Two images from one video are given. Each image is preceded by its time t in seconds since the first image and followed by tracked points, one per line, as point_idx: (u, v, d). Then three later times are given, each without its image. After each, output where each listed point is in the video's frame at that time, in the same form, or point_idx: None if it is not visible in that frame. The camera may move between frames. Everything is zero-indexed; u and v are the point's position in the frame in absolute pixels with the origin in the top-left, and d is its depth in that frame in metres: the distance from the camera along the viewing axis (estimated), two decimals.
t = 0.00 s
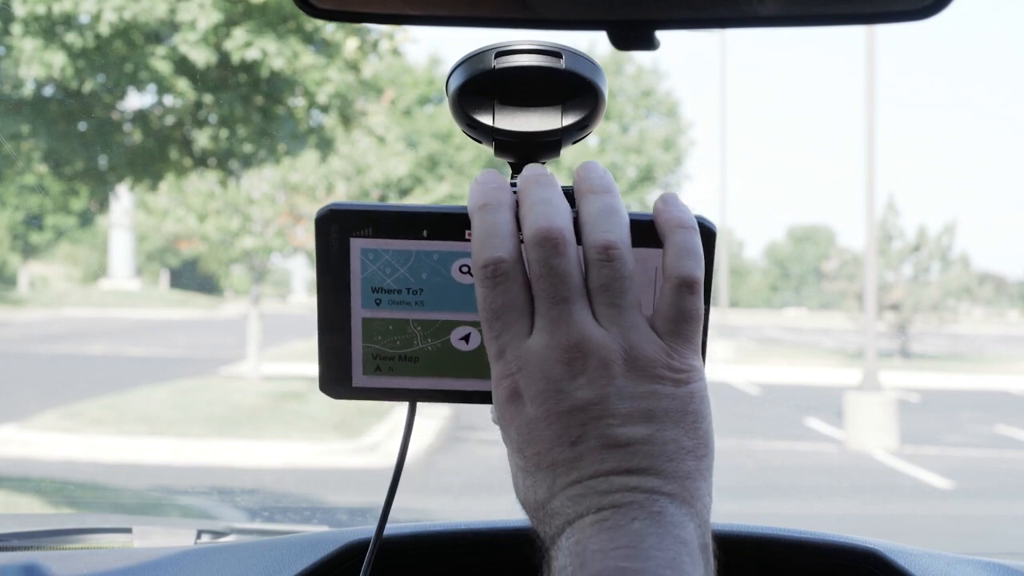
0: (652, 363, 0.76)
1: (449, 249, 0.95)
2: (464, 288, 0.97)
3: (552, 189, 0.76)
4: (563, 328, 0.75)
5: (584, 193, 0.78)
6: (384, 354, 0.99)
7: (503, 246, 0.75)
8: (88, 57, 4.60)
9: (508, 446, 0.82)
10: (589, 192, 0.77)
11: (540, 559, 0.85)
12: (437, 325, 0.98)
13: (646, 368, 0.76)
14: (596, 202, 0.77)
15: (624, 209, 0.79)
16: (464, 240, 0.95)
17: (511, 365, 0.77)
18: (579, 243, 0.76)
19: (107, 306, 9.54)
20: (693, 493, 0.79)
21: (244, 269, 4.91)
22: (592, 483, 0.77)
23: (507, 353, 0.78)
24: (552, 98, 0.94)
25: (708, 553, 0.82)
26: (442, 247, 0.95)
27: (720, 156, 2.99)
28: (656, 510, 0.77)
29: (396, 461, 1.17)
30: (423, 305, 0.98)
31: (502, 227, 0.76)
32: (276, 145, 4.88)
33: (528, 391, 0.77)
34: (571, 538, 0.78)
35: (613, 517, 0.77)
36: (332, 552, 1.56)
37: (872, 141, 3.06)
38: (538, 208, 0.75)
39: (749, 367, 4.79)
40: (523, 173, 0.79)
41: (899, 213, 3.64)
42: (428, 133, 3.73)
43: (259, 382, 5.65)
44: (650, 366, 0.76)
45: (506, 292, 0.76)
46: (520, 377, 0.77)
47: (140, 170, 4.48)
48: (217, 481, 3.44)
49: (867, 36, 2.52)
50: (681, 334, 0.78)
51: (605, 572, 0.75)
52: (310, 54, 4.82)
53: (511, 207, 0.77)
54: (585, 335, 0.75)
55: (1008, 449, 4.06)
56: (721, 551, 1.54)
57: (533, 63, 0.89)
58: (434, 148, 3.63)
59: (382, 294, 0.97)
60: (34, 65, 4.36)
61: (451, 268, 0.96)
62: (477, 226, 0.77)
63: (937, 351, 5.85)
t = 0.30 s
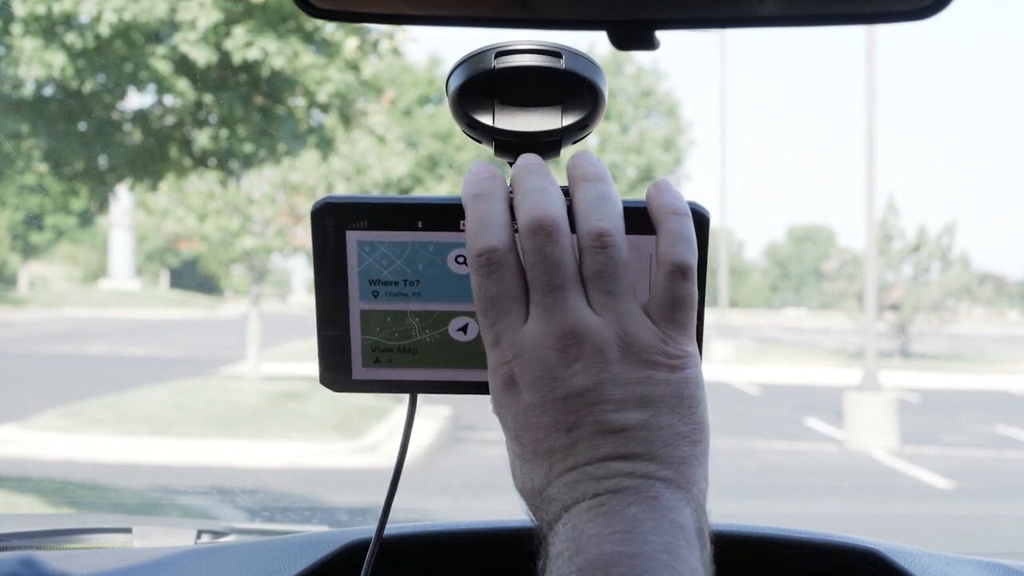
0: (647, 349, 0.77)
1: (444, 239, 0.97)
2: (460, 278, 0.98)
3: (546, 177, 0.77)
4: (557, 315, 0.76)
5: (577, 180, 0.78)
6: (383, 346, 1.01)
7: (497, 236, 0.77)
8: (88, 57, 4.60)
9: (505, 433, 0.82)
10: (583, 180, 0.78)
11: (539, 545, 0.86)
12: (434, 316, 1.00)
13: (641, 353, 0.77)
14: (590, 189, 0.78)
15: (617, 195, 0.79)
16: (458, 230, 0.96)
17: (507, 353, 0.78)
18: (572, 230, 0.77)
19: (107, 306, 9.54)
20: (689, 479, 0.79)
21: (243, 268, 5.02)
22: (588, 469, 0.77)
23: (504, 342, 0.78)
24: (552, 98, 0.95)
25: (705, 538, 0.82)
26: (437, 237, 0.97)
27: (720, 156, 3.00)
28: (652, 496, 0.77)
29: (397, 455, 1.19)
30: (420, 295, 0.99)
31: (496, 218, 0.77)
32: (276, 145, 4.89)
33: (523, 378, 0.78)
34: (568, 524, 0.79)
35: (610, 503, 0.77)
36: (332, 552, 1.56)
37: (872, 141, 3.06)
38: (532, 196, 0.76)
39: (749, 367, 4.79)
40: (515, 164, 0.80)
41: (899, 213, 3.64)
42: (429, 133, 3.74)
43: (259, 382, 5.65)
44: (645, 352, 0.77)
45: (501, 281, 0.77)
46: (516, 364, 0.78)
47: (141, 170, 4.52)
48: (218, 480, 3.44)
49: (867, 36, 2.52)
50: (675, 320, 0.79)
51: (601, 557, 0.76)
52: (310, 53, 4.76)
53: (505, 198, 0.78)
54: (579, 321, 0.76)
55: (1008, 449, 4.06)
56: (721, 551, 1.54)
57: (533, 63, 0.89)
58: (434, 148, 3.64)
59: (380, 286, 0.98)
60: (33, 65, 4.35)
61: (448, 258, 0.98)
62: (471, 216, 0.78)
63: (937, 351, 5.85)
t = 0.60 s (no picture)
0: (645, 342, 0.77)
1: (442, 232, 0.97)
2: (458, 271, 0.99)
3: (544, 171, 0.77)
4: (555, 309, 0.76)
5: (576, 174, 0.78)
6: (383, 338, 1.02)
7: (495, 230, 0.77)
8: (88, 57, 4.61)
9: (504, 427, 0.82)
10: (581, 174, 0.78)
11: (539, 539, 0.86)
12: (434, 308, 1.00)
13: (640, 346, 0.77)
14: (588, 182, 0.77)
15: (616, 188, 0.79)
16: (457, 223, 0.96)
17: (506, 347, 0.79)
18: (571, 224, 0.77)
19: (107, 306, 9.54)
20: (688, 472, 0.79)
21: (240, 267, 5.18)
22: (587, 463, 0.77)
23: (503, 336, 0.79)
24: (552, 98, 0.95)
25: (705, 531, 0.82)
26: (435, 230, 0.97)
27: (720, 156, 3.00)
28: (650, 488, 0.77)
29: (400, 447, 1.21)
30: (419, 288, 0.99)
31: (494, 212, 0.77)
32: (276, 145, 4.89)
33: (522, 372, 0.78)
34: (567, 517, 0.79)
35: (608, 496, 0.77)
36: (332, 552, 1.56)
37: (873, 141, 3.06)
38: (530, 190, 0.76)
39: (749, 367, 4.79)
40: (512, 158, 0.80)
41: (899, 213, 3.63)
42: (428, 133, 3.74)
43: (259, 382, 5.65)
44: (643, 346, 0.77)
45: (499, 275, 0.77)
46: (514, 359, 0.78)
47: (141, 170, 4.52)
48: (217, 481, 3.44)
49: (867, 36, 2.52)
50: (674, 314, 0.79)
51: (600, 551, 0.76)
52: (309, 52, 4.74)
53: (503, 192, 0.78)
54: (578, 316, 0.76)
55: (1008, 449, 4.06)
56: (721, 551, 1.54)
57: (533, 64, 0.89)
58: (434, 148, 3.64)
59: (379, 278, 0.99)
60: (34, 65, 4.35)
61: (446, 251, 0.98)
62: (468, 211, 0.78)
63: (937, 351, 5.85)
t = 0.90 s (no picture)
0: (652, 338, 0.77)
1: (452, 228, 0.97)
2: (468, 266, 0.98)
3: (552, 166, 0.77)
4: (562, 305, 0.76)
5: (584, 169, 0.78)
6: (394, 335, 1.02)
7: (502, 225, 0.77)
8: (88, 57, 4.61)
9: (510, 423, 0.82)
10: (590, 169, 0.78)
11: (544, 535, 0.86)
12: (445, 305, 1.00)
13: (646, 342, 0.77)
14: (597, 178, 0.77)
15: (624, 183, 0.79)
16: (466, 219, 0.96)
17: (513, 342, 0.79)
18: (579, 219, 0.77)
19: (107, 307, 9.54)
20: (693, 468, 0.79)
21: (240, 267, 5.03)
22: (592, 460, 0.77)
23: (510, 330, 0.79)
24: (552, 98, 0.95)
25: (710, 527, 0.83)
26: (444, 226, 0.97)
27: (720, 156, 3.00)
28: (655, 485, 0.77)
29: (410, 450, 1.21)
30: (430, 284, 0.99)
31: (500, 208, 0.77)
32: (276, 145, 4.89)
33: (528, 367, 0.78)
34: (572, 514, 0.79)
35: (613, 492, 0.77)
36: (332, 552, 1.56)
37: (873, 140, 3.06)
38: (538, 185, 0.75)
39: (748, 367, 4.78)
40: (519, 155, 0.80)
41: (899, 213, 3.63)
42: (428, 134, 3.75)
43: (258, 382, 5.65)
44: (650, 342, 0.77)
45: (506, 271, 0.77)
46: (521, 354, 0.78)
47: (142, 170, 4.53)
48: (217, 480, 3.44)
49: (867, 36, 2.52)
50: (680, 309, 0.79)
51: (604, 548, 0.76)
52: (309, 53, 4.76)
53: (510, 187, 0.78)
54: (585, 311, 0.76)
55: (1008, 449, 4.05)
56: (722, 551, 1.54)
57: (533, 63, 0.89)
58: (434, 148, 3.65)
59: (389, 275, 0.99)
60: (34, 65, 4.36)
61: (457, 247, 0.97)
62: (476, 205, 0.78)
63: (937, 352, 5.85)
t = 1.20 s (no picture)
0: (663, 339, 0.77)
1: (466, 225, 0.97)
2: (481, 264, 0.99)
3: (568, 164, 0.77)
4: (573, 303, 0.76)
5: (602, 169, 0.78)
6: (405, 334, 1.02)
7: (516, 223, 0.77)
8: (88, 57, 4.61)
9: (519, 422, 0.82)
10: (607, 169, 0.78)
11: (550, 534, 0.86)
12: (456, 304, 1.00)
13: (658, 342, 0.77)
14: (614, 177, 0.77)
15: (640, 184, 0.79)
16: (480, 217, 0.97)
17: (523, 340, 0.79)
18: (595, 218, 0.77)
19: (106, 306, 9.54)
20: (701, 470, 0.79)
21: (240, 268, 5.28)
22: (600, 459, 0.77)
23: (522, 328, 0.79)
24: (552, 98, 0.95)
25: (717, 529, 0.82)
26: (459, 224, 0.97)
27: (720, 156, 3.00)
28: (663, 485, 0.77)
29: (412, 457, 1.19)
30: (442, 283, 1.00)
31: (514, 205, 0.77)
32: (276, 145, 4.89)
33: (538, 366, 0.78)
34: (579, 513, 0.79)
35: (620, 492, 0.77)
36: (332, 552, 1.56)
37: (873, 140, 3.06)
38: (554, 184, 0.76)
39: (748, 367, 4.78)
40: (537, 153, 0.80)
41: (899, 213, 3.63)
42: (428, 133, 3.75)
43: (259, 382, 5.66)
44: (661, 342, 0.77)
45: (520, 268, 0.78)
46: (531, 351, 0.78)
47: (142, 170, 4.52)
48: (218, 480, 3.44)
49: (867, 36, 2.52)
50: (693, 310, 0.78)
51: (610, 546, 0.76)
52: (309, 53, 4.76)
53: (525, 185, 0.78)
54: (597, 311, 0.76)
55: (1008, 449, 4.05)
56: (723, 551, 1.54)
57: (532, 63, 0.89)
58: (434, 148, 3.65)
59: (402, 274, 0.99)
60: (34, 65, 4.35)
61: (470, 245, 0.98)
62: (490, 202, 0.78)
63: (937, 351, 5.85)
